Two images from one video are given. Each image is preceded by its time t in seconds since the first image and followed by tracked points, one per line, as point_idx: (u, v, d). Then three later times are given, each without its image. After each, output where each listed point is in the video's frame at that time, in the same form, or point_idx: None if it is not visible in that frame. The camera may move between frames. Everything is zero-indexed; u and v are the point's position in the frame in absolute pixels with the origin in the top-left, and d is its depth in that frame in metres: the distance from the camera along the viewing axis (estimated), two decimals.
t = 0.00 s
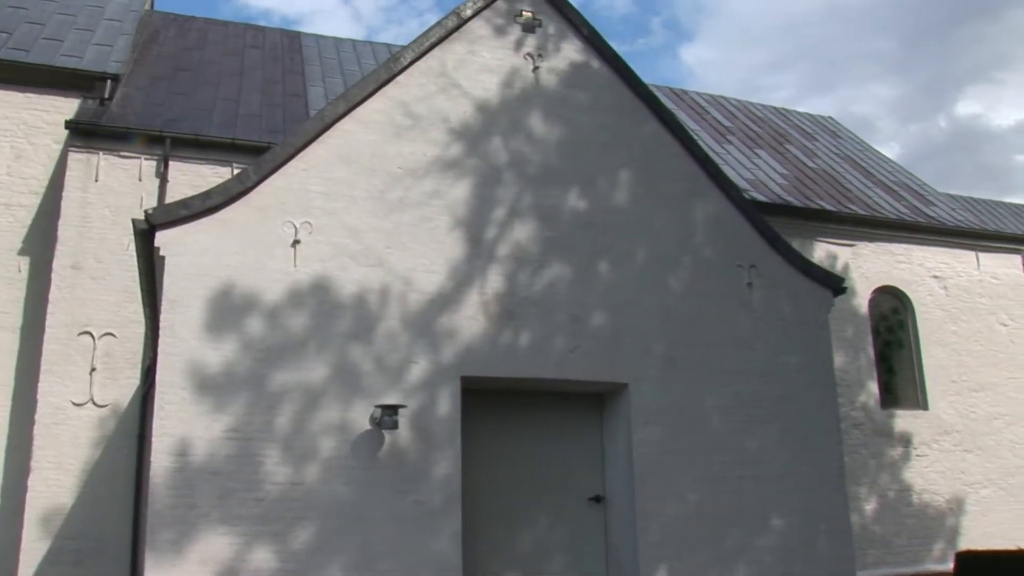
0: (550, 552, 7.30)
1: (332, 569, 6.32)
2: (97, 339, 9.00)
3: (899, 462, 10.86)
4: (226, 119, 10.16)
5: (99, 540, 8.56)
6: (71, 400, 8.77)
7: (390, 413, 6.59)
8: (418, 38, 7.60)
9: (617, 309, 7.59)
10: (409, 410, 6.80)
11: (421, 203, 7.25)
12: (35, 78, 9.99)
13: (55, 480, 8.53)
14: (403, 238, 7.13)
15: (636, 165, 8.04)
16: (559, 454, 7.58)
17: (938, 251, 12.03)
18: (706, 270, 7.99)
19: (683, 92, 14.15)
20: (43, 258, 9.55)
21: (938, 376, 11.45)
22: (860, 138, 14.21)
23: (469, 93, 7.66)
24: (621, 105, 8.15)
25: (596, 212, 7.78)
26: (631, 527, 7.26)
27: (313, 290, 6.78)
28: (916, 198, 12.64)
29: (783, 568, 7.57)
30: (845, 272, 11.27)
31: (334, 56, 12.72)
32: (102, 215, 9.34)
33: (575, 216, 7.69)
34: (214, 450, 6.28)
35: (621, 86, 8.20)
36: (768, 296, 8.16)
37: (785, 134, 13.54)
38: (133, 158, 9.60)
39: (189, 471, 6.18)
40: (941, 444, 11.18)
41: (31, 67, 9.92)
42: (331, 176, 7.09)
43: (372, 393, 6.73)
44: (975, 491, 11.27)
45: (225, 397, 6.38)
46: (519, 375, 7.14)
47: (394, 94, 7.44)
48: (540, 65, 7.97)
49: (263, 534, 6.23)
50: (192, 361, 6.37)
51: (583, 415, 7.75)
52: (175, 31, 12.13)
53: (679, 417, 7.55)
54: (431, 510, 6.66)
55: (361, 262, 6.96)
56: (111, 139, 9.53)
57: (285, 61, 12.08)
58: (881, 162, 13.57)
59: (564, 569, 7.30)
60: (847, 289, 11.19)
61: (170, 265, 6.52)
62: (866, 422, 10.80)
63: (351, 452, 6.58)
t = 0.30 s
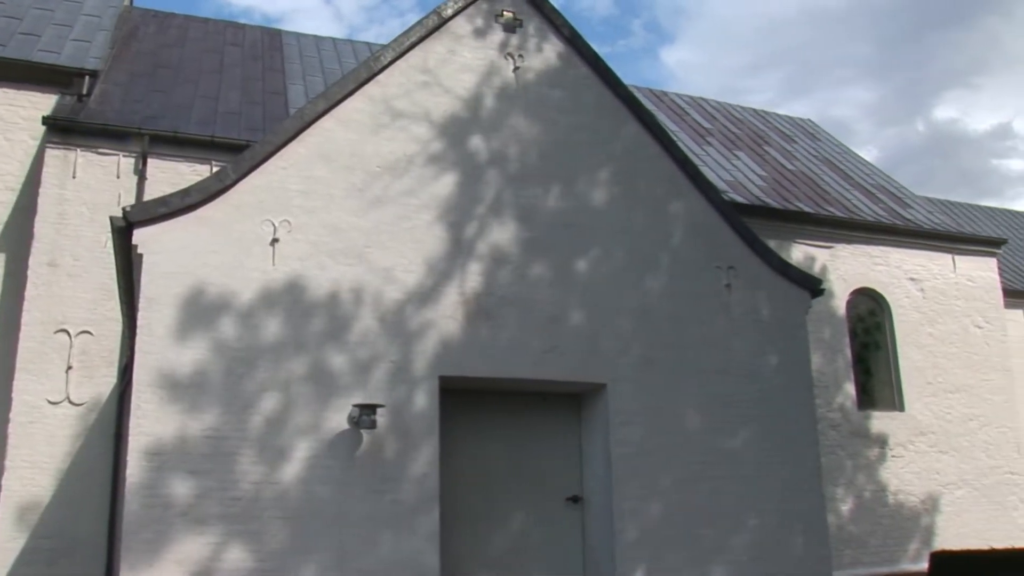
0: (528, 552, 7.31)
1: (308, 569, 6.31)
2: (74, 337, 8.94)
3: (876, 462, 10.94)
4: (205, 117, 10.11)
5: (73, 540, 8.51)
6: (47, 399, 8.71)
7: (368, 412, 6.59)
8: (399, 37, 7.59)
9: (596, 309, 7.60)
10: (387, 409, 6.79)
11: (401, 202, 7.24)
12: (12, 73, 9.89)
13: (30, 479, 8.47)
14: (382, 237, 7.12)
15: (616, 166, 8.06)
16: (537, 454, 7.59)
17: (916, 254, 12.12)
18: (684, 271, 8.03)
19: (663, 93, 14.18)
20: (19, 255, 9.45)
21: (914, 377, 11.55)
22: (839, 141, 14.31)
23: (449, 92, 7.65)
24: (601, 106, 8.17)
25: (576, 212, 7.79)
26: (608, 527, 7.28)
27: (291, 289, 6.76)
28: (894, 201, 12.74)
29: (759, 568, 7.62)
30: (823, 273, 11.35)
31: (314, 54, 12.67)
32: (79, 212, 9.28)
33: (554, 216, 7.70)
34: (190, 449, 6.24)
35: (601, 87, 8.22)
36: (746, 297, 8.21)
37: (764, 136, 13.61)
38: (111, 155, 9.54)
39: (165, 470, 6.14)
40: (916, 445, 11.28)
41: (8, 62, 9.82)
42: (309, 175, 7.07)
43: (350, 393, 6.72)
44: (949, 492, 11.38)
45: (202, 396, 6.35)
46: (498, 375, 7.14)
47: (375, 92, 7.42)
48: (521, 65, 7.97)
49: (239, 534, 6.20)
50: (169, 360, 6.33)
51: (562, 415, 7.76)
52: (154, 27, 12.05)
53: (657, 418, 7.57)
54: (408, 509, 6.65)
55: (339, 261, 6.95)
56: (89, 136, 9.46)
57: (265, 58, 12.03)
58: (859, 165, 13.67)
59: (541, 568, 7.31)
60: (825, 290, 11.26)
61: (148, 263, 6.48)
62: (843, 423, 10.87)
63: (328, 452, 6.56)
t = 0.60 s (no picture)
0: (506, 551, 7.30)
1: (286, 569, 6.29)
2: (51, 335, 8.88)
3: (853, 464, 11.02)
4: (184, 115, 10.06)
5: (48, 539, 8.45)
6: (23, 397, 8.65)
7: (347, 412, 6.60)
8: (381, 36, 7.58)
9: (575, 310, 7.62)
10: (366, 408, 6.78)
11: (381, 202, 7.23)
12: None
13: (5, 478, 8.40)
14: (362, 236, 7.10)
15: (596, 167, 8.08)
16: (516, 454, 7.59)
17: (894, 257, 12.22)
18: (664, 272, 8.06)
19: (644, 95, 14.23)
20: None
21: (891, 379, 11.64)
22: (818, 144, 14.40)
23: (431, 92, 7.64)
24: (582, 108, 8.19)
25: (557, 213, 7.80)
26: (587, 527, 7.29)
27: (271, 289, 6.74)
28: (873, 204, 12.83)
29: (736, 568, 7.65)
30: (801, 275, 11.42)
31: (295, 53, 12.63)
32: (57, 209, 9.23)
33: (536, 217, 7.71)
34: (168, 448, 6.21)
35: (582, 89, 8.24)
36: (725, 299, 8.25)
37: (744, 138, 13.68)
38: (90, 152, 9.48)
39: (143, 470, 6.10)
40: (893, 447, 11.36)
41: None
42: (289, 174, 7.05)
43: (329, 393, 6.70)
44: (926, 492, 11.48)
45: (179, 396, 6.31)
46: (477, 375, 7.14)
47: (356, 92, 7.41)
48: (502, 66, 7.97)
49: (216, 534, 6.17)
50: (147, 359, 6.29)
51: (541, 416, 7.77)
52: (133, 24, 11.97)
53: (636, 418, 7.60)
54: (388, 509, 6.64)
55: (319, 260, 6.93)
56: (68, 133, 9.41)
57: (245, 56, 11.98)
58: (839, 168, 13.76)
59: (519, 569, 7.31)
60: (804, 292, 11.33)
61: (126, 261, 6.44)
62: (821, 425, 10.94)
63: (306, 452, 6.54)
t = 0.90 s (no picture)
0: (484, 551, 7.30)
1: (265, 568, 6.26)
2: (28, 333, 8.81)
3: (832, 465, 11.09)
4: (164, 112, 10.00)
5: (23, 540, 8.39)
6: None
7: (326, 412, 6.57)
8: (362, 36, 7.57)
9: (556, 311, 7.63)
10: (345, 408, 6.76)
11: (361, 201, 7.22)
12: None
13: None
14: (342, 235, 7.09)
15: (577, 168, 8.10)
16: (495, 454, 7.59)
17: (873, 259, 12.31)
18: (644, 273, 8.09)
19: (625, 96, 14.26)
20: None
21: (869, 381, 11.73)
22: (798, 147, 14.49)
23: (412, 91, 7.64)
24: (563, 108, 8.21)
25: (538, 214, 7.81)
26: (566, 527, 7.30)
27: (250, 287, 6.70)
28: (852, 206, 12.92)
29: (714, 567, 7.68)
30: (781, 277, 11.48)
31: (277, 51, 12.59)
32: (35, 206, 9.16)
33: (517, 217, 7.72)
34: (146, 447, 6.16)
35: (564, 90, 8.26)
36: (705, 300, 8.28)
37: (725, 140, 13.74)
38: (68, 149, 9.42)
39: (121, 469, 6.05)
40: (871, 448, 11.45)
41: None
42: (269, 172, 7.02)
43: (308, 392, 6.67)
44: (903, 494, 11.57)
45: (157, 394, 6.26)
46: (457, 375, 7.14)
47: (336, 91, 7.39)
48: (484, 66, 7.98)
49: (193, 534, 6.13)
50: (125, 358, 6.24)
51: (520, 416, 7.77)
52: (113, 21, 11.89)
53: (615, 418, 7.62)
54: (367, 509, 6.63)
55: (299, 259, 6.90)
56: (46, 129, 9.34)
57: (226, 54, 11.92)
58: (818, 171, 13.85)
59: (498, 569, 7.31)
60: (783, 294, 11.40)
61: (105, 259, 6.38)
62: (800, 426, 11.00)
63: (285, 451, 6.52)
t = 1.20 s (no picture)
0: (463, 551, 7.30)
1: (244, 568, 6.24)
2: (4, 331, 8.76)
3: (810, 465, 11.16)
4: (144, 109, 9.94)
5: None
6: None
7: (305, 412, 6.55)
8: (343, 34, 7.55)
9: (536, 312, 7.64)
10: (324, 407, 6.74)
11: (341, 200, 7.20)
12: None
13: None
14: (321, 234, 7.07)
15: (559, 168, 8.12)
16: (474, 455, 7.59)
17: (852, 261, 12.41)
18: (624, 274, 8.12)
19: (606, 97, 14.30)
20: None
21: (847, 382, 11.82)
22: (778, 149, 14.58)
23: (393, 90, 7.63)
24: (544, 109, 8.22)
25: (519, 215, 7.82)
26: (545, 526, 7.32)
27: (230, 286, 6.68)
28: (831, 209, 13.01)
29: (692, 567, 7.72)
30: (760, 278, 11.54)
31: (258, 49, 12.55)
32: (13, 203, 9.11)
33: (498, 217, 7.72)
34: (125, 446, 6.12)
35: (545, 91, 8.27)
36: (685, 301, 8.32)
37: (705, 141, 13.80)
38: (46, 145, 9.34)
39: (98, 469, 6.01)
40: (849, 449, 11.54)
41: None
42: (249, 171, 6.99)
43: (287, 392, 6.65)
44: (880, 494, 11.66)
45: (135, 393, 6.22)
46: (436, 375, 7.14)
47: (317, 89, 7.38)
48: (465, 66, 7.98)
49: (172, 533, 6.09)
50: (103, 356, 6.20)
51: (499, 416, 7.78)
52: (93, 17, 11.82)
53: (594, 419, 7.64)
54: (346, 509, 6.61)
55: (278, 258, 6.89)
56: (24, 125, 9.26)
57: (206, 51, 11.87)
58: (798, 173, 13.93)
59: (477, 569, 7.32)
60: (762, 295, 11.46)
61: (83, 256, 6.35)
62: (779, 427, 11.06)
63: (264, 450, 6.49)
